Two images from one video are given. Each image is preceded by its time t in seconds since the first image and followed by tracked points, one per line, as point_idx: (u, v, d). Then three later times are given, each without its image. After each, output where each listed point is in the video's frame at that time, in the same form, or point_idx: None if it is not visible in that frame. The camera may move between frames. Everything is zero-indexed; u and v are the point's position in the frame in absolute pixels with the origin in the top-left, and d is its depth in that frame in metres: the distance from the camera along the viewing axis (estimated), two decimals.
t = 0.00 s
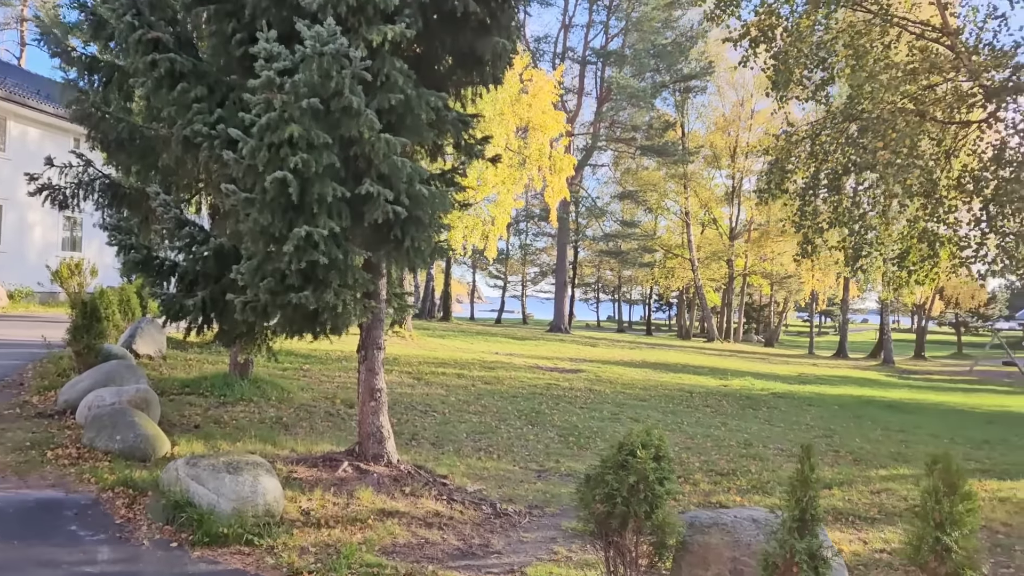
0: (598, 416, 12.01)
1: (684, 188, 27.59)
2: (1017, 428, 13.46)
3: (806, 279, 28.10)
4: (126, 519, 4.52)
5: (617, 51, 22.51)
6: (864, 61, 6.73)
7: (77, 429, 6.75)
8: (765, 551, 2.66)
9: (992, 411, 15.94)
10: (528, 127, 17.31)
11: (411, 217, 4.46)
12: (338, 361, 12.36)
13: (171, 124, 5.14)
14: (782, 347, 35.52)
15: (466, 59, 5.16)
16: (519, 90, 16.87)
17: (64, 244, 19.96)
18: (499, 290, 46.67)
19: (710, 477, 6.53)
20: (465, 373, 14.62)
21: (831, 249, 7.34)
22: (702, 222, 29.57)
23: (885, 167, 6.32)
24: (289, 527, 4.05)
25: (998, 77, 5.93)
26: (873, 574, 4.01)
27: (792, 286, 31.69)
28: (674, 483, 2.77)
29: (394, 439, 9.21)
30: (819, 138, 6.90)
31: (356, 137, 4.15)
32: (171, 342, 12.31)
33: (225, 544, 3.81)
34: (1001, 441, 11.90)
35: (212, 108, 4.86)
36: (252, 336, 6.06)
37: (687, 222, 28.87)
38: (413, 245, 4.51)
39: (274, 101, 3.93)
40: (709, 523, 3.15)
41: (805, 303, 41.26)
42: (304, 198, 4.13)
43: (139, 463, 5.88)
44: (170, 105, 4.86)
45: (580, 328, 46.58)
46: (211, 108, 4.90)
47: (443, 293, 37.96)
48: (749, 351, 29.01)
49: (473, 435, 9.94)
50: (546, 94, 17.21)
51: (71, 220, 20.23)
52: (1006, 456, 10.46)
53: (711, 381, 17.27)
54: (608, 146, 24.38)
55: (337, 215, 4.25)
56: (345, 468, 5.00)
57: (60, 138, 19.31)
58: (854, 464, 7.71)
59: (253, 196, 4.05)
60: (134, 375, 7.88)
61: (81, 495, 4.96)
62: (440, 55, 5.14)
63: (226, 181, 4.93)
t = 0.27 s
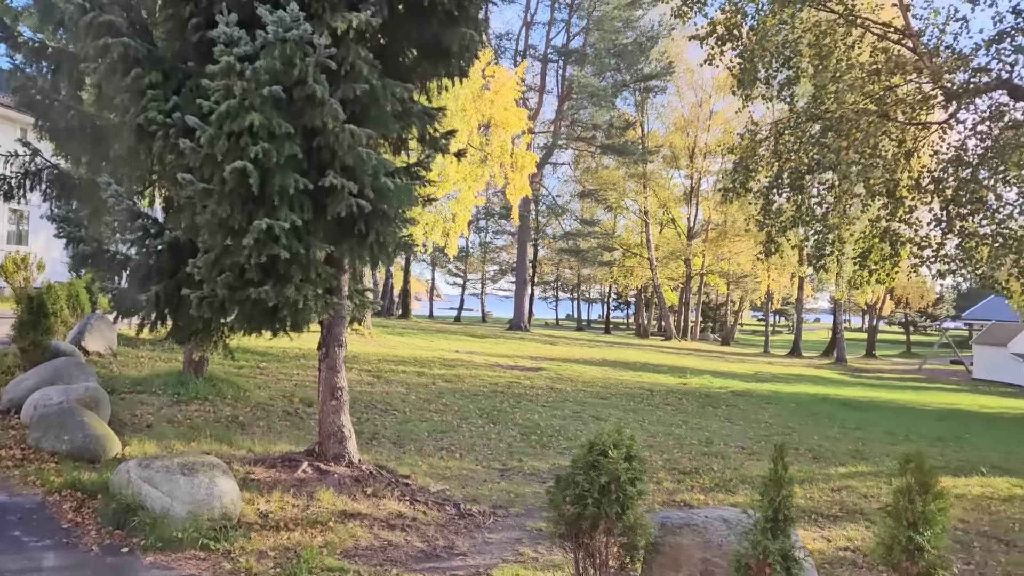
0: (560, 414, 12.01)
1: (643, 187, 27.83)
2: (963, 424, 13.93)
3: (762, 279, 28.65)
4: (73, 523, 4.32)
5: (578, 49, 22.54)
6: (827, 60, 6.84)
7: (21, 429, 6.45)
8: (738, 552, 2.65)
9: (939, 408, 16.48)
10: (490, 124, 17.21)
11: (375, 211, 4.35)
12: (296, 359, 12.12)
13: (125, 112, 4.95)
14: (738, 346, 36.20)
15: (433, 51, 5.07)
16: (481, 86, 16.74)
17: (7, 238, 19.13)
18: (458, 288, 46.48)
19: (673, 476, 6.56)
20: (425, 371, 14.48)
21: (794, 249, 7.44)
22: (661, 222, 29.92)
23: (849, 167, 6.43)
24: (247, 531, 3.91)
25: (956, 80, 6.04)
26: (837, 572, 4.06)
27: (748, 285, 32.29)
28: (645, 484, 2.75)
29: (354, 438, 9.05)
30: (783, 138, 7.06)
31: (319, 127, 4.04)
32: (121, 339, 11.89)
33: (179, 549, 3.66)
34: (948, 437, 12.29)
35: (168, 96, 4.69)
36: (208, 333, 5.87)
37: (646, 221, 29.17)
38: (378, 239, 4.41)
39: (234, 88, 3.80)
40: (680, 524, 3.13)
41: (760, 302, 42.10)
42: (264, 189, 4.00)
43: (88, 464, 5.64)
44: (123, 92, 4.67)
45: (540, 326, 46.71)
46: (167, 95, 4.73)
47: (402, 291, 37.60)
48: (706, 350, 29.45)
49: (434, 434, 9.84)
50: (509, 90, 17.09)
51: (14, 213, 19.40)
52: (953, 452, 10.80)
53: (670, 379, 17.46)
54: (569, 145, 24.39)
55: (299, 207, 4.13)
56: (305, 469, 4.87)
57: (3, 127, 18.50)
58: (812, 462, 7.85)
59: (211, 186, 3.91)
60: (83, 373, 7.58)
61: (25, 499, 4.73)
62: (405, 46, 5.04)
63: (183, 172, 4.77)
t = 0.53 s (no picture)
0: (519, 412, 11.98)
1: (601, 185, 28.03)
2: (911, 420, 14.37)
3: (718, 276, 29.14)
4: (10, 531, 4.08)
5: (537, 46, 22.53)
6: (789, 59, 6.91)
7: None
8: (709, 556, 2.68)
9: (888, 404, 16.97)
10: (449, 118, 17.02)
11: (334, 204, 4.21)
12: (250, 356, 11.82)
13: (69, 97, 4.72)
14: (692, 343, 36.82)
15: (393, 40, 4.95)
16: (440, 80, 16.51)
17: None
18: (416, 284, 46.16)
19: (634, 474, 6.57)
20: (382, 368, 14.27)
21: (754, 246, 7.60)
22: (617, 219, 30.21)
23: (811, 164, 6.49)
24: (197, 537, 3.75)
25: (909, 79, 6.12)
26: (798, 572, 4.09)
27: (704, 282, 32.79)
28: (612, 486, 2.72)
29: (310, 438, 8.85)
30: (745, 138, 7.14)
31: (276, 116, 3.89)
32: (64, 336, 11.41)
33: (125, 558, 3.48)
34: (897, 433, 12.65)
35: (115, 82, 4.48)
36: (157, 330, 5.65)
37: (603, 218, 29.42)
38: (337, 234, 4.28)
39: (185, 73, 3.63)
40: (649, 527, 3.16)
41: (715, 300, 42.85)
42: (217, 180, 3.84)
43: (27, 468, 5.35)
44: (67, 77, 4.45)
45: (498, 323, 46.73)
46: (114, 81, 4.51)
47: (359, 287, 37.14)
48: (662, 347, 29.81)
49: (392, 433, 9.70)
50: (468, 85, 16.84)
51: None
52: (902, 449, 11.12)
53: (628, 376, 17.61)
54: (527, 141, 24.35)
55: (254, 199, 3.97)
56: (259, 471, 4.70)
57: None
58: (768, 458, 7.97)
59: (161, 175, 3.74)
60: (23, 371, 7.23)
61: None
62: (364, 36, 4.92)
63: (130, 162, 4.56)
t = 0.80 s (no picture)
0: (475, 409, 11.89)
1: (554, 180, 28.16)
2: (858, 414, 14.82)
3: (669, 272, 29.24)
4: None
5: (490, 40, 22.40)
6: (746, 58, 7.08)
7: None
8: (680, 563, 2.85)
9: (835, 398, 17.47)
10: (403, 112, 16.74)
11: (286, 199, 4.03)
12: (197, 355, 11.43)
13: None
14: (644, 338, 37.32)
15: (347, 29, 4.79)
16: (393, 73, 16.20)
17: None
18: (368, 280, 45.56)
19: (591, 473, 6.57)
20: (335, 366, 13.99)
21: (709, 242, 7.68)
22: (570, 215, 30.39)
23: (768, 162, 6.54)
24: (139, 549, 3.54)
25: (864, 79, 6.23)
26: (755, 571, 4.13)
27: (654, 276, 33.35)
28: (577, 494, 2.90)
29: (260, 439, 8.59)
30: (702, 134, 7.31)
31: (224, 105, 3.70)
32: None
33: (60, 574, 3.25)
34: (846, 428, 13.01)
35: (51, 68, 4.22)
36: (98, 330, 5.36)
37: (556, 214, 29.56)
38: (289, 229, 4.11)
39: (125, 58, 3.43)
40: (616, 534, 3.37)
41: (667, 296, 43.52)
42: (161, 172, 3.64)
43: None
44: None
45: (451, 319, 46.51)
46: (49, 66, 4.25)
47: (309, 282, 36.43)
48: (614, 342, 30.14)
49: (346, 433, 9.50)
50: (422, 78, 16.59)
51: None
52: (850, 443, 11.43)
53: (583, 372, 17.70)
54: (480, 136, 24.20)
55: (201, 192, 3.78)
56: (206, 477, 4.49)
57: None
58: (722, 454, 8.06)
59: (100, 167, 3.53)
60: None
61: None
62: (316, 24, 4.75)
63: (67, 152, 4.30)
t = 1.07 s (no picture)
0: (431, 406, 11.79)
1: (507, 175, 28.07)
2: (807, 407, 15.21)
3: (620, 266, 29.29)
4: None
5: (443, 33, 22.21)
6: (704, 52, 7.15)
7: None
8: (651, 565, 2.85)
9: (785, 391, 17.90)
10: (355, 104, 16.39)
11: (236, 191, 3.86)
12: (142, 353, 11.02)
13: None
14: (597, 333, 37.74)
15: (299, 17, 4.64)
16: (346, 64, 15.87)
17: None
18: (318, 275, 44.83)
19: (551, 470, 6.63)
20: (287, 363, 13.68)
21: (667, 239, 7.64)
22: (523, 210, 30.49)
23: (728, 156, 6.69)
24: (79, 561, 3.34)
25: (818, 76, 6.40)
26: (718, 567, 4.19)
27: (606, 270, 33.70)
28: (544, 494, 2.94)
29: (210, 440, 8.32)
30: (660, 128, 7.48)
31: (169, 92, 3.54)
32: None
33: None
34: (797, 420, 13.32)
35: None
36: (36, 330, 5.10)
37: (509, 209, 29.62)
38: (240, 223, 3.93)
39: (63, 41, 3.26)
40: (582, 536, 3.41)
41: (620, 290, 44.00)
42: (103, 163, 3.46)
43: None
44: None
45: (404, 314, 46.14)
46: None
47: (258, 277, 35.64)
48: (567, 336, 30.34)
49: (300, 433, 9.29)
50: (375, 71, 16.28)
51: None
52: (801, 436, 11.71)
53: (538, 367, 17.74)
54: (433, 130, 23.95)
55: (146, 184, 3.60)
56: (153, 481, 4.30)
57: None
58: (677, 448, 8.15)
59: (36, 156, 3.34)
60: None
61: None
62: (267, 12, 4.60)
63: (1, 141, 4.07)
